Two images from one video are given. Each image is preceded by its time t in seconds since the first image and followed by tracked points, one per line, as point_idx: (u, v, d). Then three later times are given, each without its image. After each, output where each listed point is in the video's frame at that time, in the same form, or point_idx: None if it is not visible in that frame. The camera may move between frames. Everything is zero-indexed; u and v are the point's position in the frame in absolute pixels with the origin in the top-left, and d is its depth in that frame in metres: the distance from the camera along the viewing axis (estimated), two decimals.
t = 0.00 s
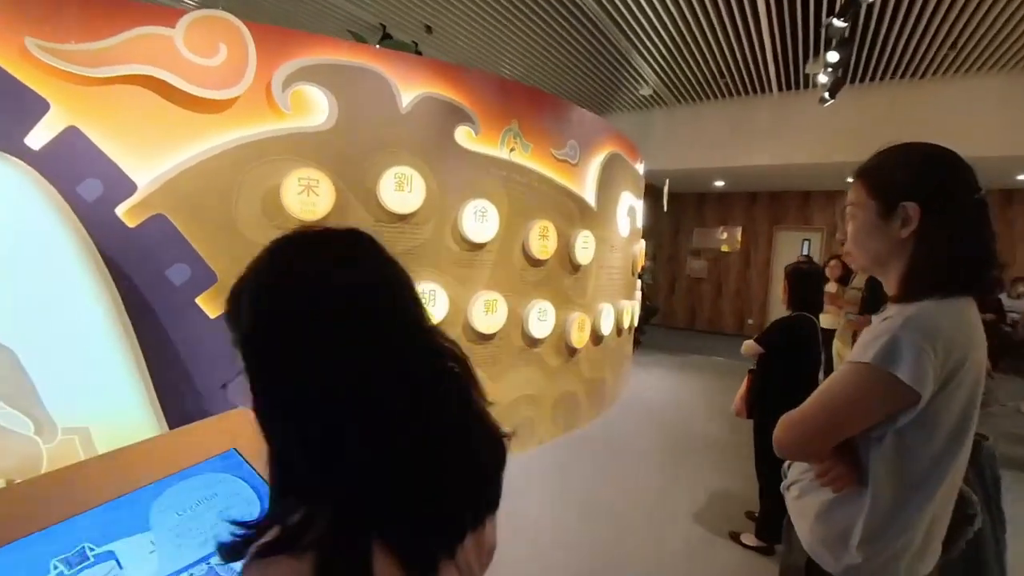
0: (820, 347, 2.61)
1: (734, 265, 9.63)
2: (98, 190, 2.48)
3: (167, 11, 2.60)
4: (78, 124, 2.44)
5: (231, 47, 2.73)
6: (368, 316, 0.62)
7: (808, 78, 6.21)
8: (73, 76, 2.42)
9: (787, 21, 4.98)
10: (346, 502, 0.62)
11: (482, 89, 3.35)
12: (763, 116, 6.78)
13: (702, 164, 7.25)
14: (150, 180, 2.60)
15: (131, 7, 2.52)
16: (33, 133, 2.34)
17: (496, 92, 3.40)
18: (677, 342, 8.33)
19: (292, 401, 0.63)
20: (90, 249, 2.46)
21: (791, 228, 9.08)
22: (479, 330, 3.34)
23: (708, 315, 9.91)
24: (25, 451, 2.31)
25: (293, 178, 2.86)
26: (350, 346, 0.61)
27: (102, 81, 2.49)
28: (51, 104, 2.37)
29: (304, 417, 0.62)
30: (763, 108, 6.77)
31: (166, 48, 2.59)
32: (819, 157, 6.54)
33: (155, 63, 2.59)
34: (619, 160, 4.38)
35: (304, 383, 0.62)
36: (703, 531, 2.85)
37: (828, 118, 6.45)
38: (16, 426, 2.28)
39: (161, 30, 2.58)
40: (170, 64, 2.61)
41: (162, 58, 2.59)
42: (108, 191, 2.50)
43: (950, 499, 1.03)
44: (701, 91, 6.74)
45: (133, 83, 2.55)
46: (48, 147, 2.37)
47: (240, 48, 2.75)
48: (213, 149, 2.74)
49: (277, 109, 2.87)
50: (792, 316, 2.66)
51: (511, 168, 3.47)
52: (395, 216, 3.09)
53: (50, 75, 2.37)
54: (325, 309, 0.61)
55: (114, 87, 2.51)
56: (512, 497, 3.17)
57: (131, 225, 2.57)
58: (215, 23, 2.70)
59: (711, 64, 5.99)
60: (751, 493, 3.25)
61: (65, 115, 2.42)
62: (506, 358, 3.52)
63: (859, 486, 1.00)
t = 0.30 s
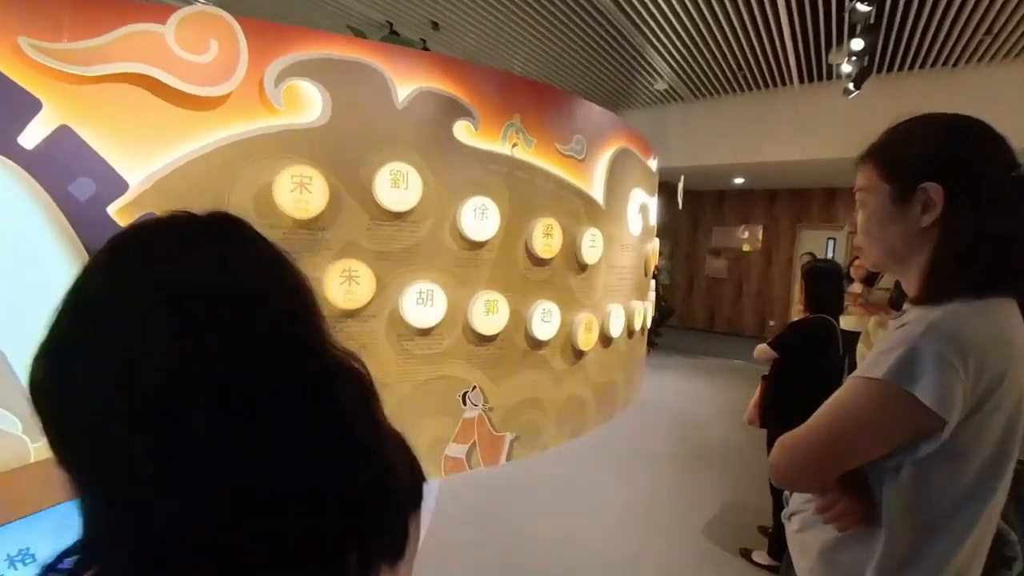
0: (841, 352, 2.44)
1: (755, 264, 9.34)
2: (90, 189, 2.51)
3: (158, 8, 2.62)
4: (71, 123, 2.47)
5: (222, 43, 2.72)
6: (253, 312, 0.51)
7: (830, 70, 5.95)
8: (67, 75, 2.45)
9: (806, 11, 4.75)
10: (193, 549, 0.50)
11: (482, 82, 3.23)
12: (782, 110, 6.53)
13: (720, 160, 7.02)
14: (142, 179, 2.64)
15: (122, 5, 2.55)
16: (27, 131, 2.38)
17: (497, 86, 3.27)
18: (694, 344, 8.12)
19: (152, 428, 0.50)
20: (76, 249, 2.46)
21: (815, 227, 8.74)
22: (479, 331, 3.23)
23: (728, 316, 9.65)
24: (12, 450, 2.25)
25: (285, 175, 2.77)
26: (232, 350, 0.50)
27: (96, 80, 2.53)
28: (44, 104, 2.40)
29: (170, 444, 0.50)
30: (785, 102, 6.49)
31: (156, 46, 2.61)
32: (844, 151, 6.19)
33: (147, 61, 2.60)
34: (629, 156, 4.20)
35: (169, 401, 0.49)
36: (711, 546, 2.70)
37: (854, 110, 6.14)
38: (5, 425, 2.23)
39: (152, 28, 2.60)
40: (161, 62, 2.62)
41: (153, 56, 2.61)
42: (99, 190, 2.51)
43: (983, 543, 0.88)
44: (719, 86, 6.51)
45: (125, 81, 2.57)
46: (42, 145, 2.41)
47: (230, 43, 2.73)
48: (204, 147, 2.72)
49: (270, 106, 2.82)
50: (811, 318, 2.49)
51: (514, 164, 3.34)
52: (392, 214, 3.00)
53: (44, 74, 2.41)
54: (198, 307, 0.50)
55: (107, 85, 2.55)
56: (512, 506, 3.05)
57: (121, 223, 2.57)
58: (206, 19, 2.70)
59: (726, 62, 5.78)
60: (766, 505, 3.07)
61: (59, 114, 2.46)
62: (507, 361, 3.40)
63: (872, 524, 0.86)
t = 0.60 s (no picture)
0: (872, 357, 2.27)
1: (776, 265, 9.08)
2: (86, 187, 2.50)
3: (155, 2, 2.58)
4: (67, 120, 2.49)
5: (219, 37, 2.66)
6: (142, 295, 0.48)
7: (855, 61, 5.70)
8: (63, 70, 2.48)
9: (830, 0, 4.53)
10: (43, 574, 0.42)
11: (488, 74, 3.10)
12: (803, 103, 6.29)
13: (738, 157, 6.81)
14: (137, 177, 2.59)
15: None
16: (22, 128, 2.42)
17: (503, 78, 3.14)
18: (712, 346, 7.92)
19: (34, 411, 0.44)
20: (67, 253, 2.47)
21: (838, 225, 8.46)
22: (484, 334, 3.11)
23: (747, 318, 9.41)
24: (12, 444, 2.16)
25: (282, 171, 2.68)
26: (140, 322, 0.47)
27: (92, 76, 2.52)
28: (38, 99, 2.43)
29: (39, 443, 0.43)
30: (807, 95, 6.26)
31: (152, 41, 2.58)
32: (870, 145, 5.93)
33: (143, 56, 2.57)
34: (643, 151, 4.04)
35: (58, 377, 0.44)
36: (728, 563, 2.54)
37: (881, 102, 5.86)
38: None
39: (147, 22, 2.57)
40: (157, 57, 2.59)
41: (149, 51, 2.58)
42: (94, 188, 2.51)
43: None
44: (736, 80, 6.32)
45: (120, 76, 2.55)
46: (37, 142, 2.44)
47: (226, 36, 2.66)
48: (198, 144, 2.64)
49: (268, 100, 2.72)
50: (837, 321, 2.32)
51: (521, 160, 3.21)
52: (393, 211, 2.89)
53: (42, 71, 2.44)
54: (105, 274, 0.47)
55: (103, 81, 2.54)
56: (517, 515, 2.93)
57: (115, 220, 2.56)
58: (203, 12, 2.64)
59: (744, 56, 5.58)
60: (787, 520, 2.90)
61: (56, 110, 2.48)
62: (514, 365, 3.27)
63: None
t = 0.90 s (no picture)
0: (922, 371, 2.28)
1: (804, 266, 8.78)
2: (85, 191, 2.42)
3: None
4: (67, 122, 2.41)
5: (221, 34, 2.55)
6: None
7: (892, 51, 5.41)
8: (61, 70, 2.40)
9: None
10: None
11: (502, 69, 2.95)
12: (834, 98, 6.02)
13: (765, 155, 6.57)
14: (137, 180, 2.50)
15: None
16: (23, 131, 2.36)
17: (518, 73, 3.00)
18: (736, 350, 7.67)
19: None
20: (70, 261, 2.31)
21: (870, 224, 8.14)
22: (497, 341, 2.97)
23: (774, 320, 9.13)
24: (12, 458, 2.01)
25: (286, 172, 2.58)
26: None
27: (92, 76, 2.44)
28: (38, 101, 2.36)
29: None
30: (838, 89, 5.99)
31: (153, 39, 2.49)
32: (905, 141, 5.65)
33: (144, 55, 2.49)
34: (665, 148, 3.85)
35: None
36: None
37: (918, 95, 5.57)
38: None
39: (147, 19, 2.48)
40: (157, 55, 2.50)
41: (150, 50, 2.49)
42: (94, 191, 2.43)
43: None
44: (763, 75, 6.08)
45: (121, 76, 2.47)
46: (37, 145, 2.37)
47: (228, 33, 2.55)
48: (198, 145, 2.54)
49: (273, 99, 2.61)
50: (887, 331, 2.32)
51: (536, 158, 3.06)
52: (403, 213, 2.77)
53: (42, 72, 2.37)
54: None
55: (103, 81, 2.45)
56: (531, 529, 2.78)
57: (117, 225, 2.48)
58: (205, 8, 2.54)
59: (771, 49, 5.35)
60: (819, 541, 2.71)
61: (57, 112, 2.40)
62: (530, 373, 3.13)
63: None
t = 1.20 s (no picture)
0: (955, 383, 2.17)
1: (824, 267, 8.59)
2: (92, 194, 2.41)
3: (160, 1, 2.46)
4: (74, 125, 2.40)
5: (225, 35, 2.51)
6: None
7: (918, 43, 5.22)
8: (67, 73, 2.38)
9: None
10: None
11: (511, 67, 2.89)
12: (856, 93, 5.84)
13: (783, 153, 6.42)
14: (143, 182, 2.48)
15: None
16: (30, 134, 2.35)
17: (528, 71, 2.93)
18: (753, 354, 7.51)
19: None
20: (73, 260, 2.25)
21: (894, 223, 7.92)
22: (507, 345, 2.90)
23: (793, 322, 8.94)
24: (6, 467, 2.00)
25: (290, 173, 2.53)
26: None
27: (98, 79, 2.42)
28: (45, 104, 2.35)
29: None
30: (861, 84, 5.82)
31: (158, 41, 2.46)
32: (930, 137, 5.47)
33: (149, 57, 2.46)
34: (680, 146, 3.75)
35: None
36: None
37: (944, 89, 5.39)
38: None
39: (152, 21, 2.45)
40: (162, 57, 2.47)
41: (155, 52, 2.46)
42: (101, 194, 2.41)
43: None
44: (781, 70, 5.94)
45: (127, 78, 2.44)
46: (44, 148, 2.36)
47: (233, 34, 2.51)
48: (203, 147, 2.51)
49: (278, 99, 2.57)
50: (917, 338, 2.22)
51: (546, 158, 2.99)
52: (410, 215, 2.72)
53: (49, 75, 2.36)
54: None
55: (109, 83, 2.43)
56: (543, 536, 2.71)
57: (123, 228, 2.45)
58: (209, 9, 2.50)
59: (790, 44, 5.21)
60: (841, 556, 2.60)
61: (63, 115, 2.39)
62: (540, 378, 3.06)
63: None
